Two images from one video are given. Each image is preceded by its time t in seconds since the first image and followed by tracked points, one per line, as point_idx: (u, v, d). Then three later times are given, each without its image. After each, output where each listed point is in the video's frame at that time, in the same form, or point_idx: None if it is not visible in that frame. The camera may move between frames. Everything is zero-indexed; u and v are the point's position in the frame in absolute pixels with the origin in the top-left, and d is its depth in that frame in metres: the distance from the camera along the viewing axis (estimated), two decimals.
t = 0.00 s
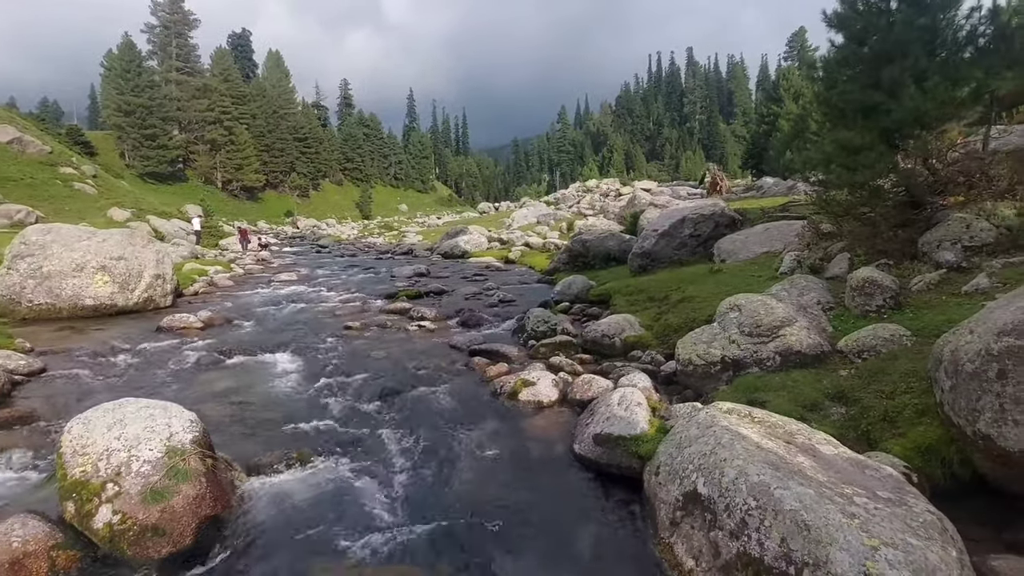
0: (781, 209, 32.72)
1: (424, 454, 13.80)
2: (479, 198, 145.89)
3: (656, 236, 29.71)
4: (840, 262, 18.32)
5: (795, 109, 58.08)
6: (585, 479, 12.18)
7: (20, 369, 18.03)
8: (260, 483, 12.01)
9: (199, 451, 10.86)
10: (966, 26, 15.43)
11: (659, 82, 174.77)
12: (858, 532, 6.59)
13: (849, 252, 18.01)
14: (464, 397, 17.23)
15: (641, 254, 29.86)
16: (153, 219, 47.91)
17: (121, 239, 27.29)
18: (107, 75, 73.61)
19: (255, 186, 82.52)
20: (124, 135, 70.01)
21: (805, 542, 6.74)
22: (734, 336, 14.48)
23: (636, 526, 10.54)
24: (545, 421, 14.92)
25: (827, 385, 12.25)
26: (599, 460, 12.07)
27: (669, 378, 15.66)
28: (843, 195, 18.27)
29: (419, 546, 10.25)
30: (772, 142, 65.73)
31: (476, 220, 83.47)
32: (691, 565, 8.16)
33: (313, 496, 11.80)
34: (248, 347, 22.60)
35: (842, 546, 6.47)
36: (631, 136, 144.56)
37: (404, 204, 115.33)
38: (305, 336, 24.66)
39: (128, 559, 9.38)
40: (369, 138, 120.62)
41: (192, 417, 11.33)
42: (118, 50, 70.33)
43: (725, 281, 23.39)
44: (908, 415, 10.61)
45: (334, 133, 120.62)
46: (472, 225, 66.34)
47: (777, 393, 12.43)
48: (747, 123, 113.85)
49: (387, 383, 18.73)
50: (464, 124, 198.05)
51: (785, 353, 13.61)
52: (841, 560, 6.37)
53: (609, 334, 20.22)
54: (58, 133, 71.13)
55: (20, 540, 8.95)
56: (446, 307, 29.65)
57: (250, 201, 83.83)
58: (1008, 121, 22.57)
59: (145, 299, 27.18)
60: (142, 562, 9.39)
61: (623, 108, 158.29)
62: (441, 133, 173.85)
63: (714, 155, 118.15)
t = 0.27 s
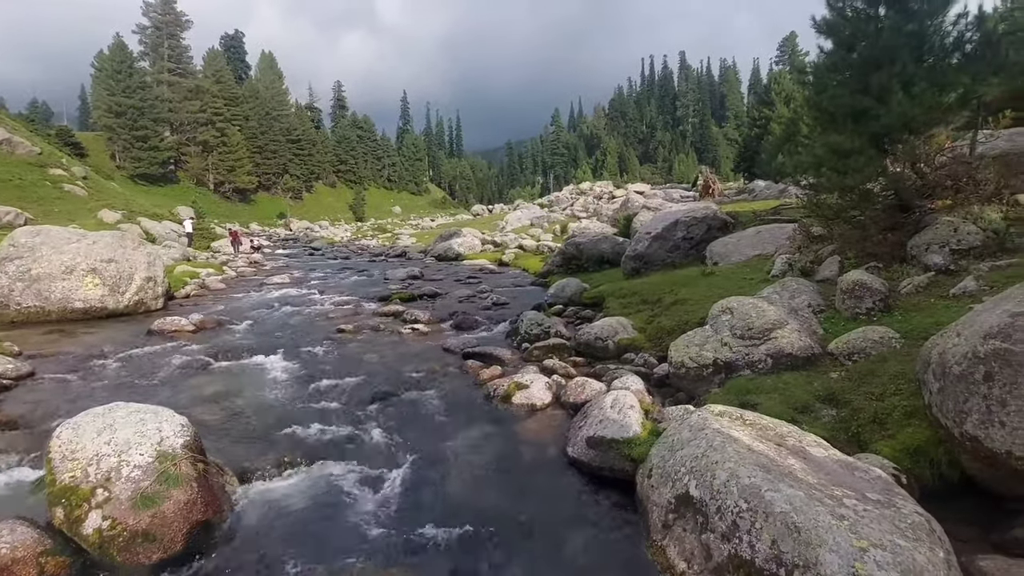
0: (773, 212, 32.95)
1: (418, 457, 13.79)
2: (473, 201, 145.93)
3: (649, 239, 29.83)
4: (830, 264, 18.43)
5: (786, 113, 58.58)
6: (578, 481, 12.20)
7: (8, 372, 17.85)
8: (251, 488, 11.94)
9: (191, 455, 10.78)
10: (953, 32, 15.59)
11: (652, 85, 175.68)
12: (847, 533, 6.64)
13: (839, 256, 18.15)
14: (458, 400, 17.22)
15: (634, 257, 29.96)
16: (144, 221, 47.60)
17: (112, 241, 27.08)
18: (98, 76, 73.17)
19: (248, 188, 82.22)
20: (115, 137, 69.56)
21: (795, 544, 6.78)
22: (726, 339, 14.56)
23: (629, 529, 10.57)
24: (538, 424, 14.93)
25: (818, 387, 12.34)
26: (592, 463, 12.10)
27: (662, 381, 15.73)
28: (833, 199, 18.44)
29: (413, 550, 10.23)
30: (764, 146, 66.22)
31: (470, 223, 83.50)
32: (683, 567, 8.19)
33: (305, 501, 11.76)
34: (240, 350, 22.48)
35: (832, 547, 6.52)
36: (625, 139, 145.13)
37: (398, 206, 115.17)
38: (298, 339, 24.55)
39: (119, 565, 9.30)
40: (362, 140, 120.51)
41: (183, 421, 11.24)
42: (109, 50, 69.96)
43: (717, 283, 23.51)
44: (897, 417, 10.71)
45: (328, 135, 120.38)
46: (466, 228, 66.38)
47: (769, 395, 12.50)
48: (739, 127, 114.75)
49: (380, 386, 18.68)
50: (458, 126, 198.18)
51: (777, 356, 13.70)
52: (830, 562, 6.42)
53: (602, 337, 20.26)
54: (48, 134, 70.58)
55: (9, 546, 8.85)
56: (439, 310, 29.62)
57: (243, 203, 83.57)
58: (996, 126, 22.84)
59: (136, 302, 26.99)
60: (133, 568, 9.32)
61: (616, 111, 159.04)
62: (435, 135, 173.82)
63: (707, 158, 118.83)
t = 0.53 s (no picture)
0: (766, 215, 33.14)
1: (411, 462, 13.75)
2: (468, 204, 145.94)
3: (643, 242, 29.93)
4: (822, 268, 18.50)
5: (779, 117, 59.06)
6: (572, 485, 12.20)
7: None
8: (244, 493, 11.88)
9: (183, 461, 10.71)
10: (941, 39, 15.77)
11: (646, 89, 176.55)
12: (838, 537, 6.68)
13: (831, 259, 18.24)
14: (452, 404, 17.20)
15: (628, 260, 30.04)
16: (137, 223, 47.33)
17: (104, 244, 26.89)
18: (90, 78, 72.78)
19: (241, 190, 82.10)
20: (108, 139, 69.16)
21: (787, 547, 6.80)
22: (720, 342, 14.63)
23: (623, 533, 10.57)
24: (532, 428, 14.92)
25: (810, 391, 12.40)
26: (586, 466, 12.11)
27: (656, 384, 15.76)
28: (825, 203, 18.56)
29: (406, 555, 10.19)
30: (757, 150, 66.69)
31: (465, 226, 83.53)
32: (677, 571, 8.20)
33: (298, 506, 11.70)
34: (233, 354, 22.35)
35: (823, 550, 6.55)
36: (619, 142, 145.69)
37: (392, 209, 115.06)
38: (292, 343, 24.45)
39: (110, 571, 9.22)
40: (357, 143, 120.48)
41: (175, 427, 11.18)
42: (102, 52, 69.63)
43: (710, 287, 23.60)
44: (888, 420, 10.78)
45: (322, 138, 120.28)
46: (460, 231, 66.42)
47: (762, 398, 12.56)
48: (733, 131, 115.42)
49: (374, 390, 18.62)
50: (453, 130, 198.44)
51: (770, 359, 13.77)
52: (821, 565, 6.45)
53: (596, 341, 20.29)
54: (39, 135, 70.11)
55: None
56: (434, 313, 29.58)
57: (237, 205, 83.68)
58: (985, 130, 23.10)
59: (128, 305, 26.79)
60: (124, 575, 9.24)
61: (611, 114, 159.74)
62: (430, 138, 173.90)
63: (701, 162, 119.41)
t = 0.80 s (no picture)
0: (759, 220, 33.32)
1: (406, 468, 13.70)
2: (463, 208, 145.98)
3: (638, 247, 30.02)
4: (815, 273, 18.63)
5: (772, 123, 59.48)
6: (567, 491, 12.19)
7: None
8: (236, 500, 11.80)
9: (175, 468, 10.66)
10: (930, 47, 15.97)
11: (640, 95, 177.50)
12: (830, 542, 6.70)
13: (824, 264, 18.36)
14: (446, 410, 17.17)
15: (623, 265, 30.13)
16: (130, 227, 47.08)
17: (96, 249, 26.72)
18: (84, 81, 72.51)
19: (235, 195, 81.95)
20: (101, 142, 68.86)
21: (780, 553, 6.81)
22: (713, 347, 14.67)
23: (617, 539, 10.56)
24: (527, 434, 14.91)
25: (803, 395, 12.46)
26: (581, 472, 12.10)
27: (650, 390, 15.78)
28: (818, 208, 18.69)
29: (400, 563, 10.15)
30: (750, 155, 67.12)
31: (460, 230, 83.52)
32: None
33: (291, 512, 11.64)
34: (226, 359, 22.23)
35: (816, 556, 6.56)
36: (614, 147, 146.29)
37: (387, 214, 114.99)
38: (286, 348, 24.34)
39: None
40: (352, 147, 120.42)
41: (167, 433, 11.12)
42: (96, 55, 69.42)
43: (704, 292, 23.69)
44: (881, 425, 10.84)
45: (317, 143, 120.18)
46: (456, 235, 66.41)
47: (755, 403, 12.59)
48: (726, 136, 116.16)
49: (369, 396, 18.57)
50: (448, 134, 198.68)
51: (763, 364, 13.82)
52: (814, 571, 6.47)
53: (591, 346, 20.30)
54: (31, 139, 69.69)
55: None
56: (428, 318, 29.53)
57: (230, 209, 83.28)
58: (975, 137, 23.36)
59: (120, 310, 26.62)
60: None
61: (605, 120, 160.45)
62: (425, 142, 174.05)
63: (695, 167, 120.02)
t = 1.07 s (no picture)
0: (753, 228, 33.49)
1: (400, 476, 13.63)
2: (459, 216, 146.10)
3: (633, 255, 30.11)
4: (808, 281, 18.74)
5: (765, 132, 59.91)
6: (562, 500, 12.14)
7: None
8: (229, 510, 11.70)
9: (167, 477, 10.57)
10: (920, 58, 16.17)
11: (634, 104, 178.65)
12: (825, 551, 6.70)
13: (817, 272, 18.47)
14: (442, 418, 17.12)
15: (618, 273, 30.20)
16: (124, 234, 46.88)
17: (89, 256, 26.58)
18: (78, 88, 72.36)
19: (230, 202, 81.90)
20: (95, 149, 68.63)
21: (775, 562, 6.80)
22: (708, 355, 14.70)
23: (612, 549, 10.53)
24: (523, 442, 14.87)
25: (798, 403, 12.49)
26: (576, 481, 12.06)
27: (645, 398, 15.78)
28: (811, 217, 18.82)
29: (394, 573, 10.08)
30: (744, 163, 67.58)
31: (456, 238, 83.55)
32: None
33: (285, 522, 11.55)
34: (220, 367, 22.11)
35: (811, 565, 6.55)
36: (608, 156, 146.99)
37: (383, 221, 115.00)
38: (280, 356, 24.23)
39: None
40: (347, 155, 120.49)
41: (160, 443, 11.03)
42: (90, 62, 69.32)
43: (698, 300, 23.76)
44: (874, 433, 10.87)
45: (313, 150, 120.23)
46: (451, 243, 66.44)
47: (750, 411, 12.62)
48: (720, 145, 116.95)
49: (363, 404, 18.49)
50: (444, 142, 199.22)
51: (757, 372, 13.86)
52: None
53: (586, 353, 20.30)
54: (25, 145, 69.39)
55: None
56: (424, 326, 29.46)
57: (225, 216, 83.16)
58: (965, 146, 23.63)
59: (113, 318, 26.46)
60: None
61: (600, 128, 161.31)
62: (421, 150, 174.38)
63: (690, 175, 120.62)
